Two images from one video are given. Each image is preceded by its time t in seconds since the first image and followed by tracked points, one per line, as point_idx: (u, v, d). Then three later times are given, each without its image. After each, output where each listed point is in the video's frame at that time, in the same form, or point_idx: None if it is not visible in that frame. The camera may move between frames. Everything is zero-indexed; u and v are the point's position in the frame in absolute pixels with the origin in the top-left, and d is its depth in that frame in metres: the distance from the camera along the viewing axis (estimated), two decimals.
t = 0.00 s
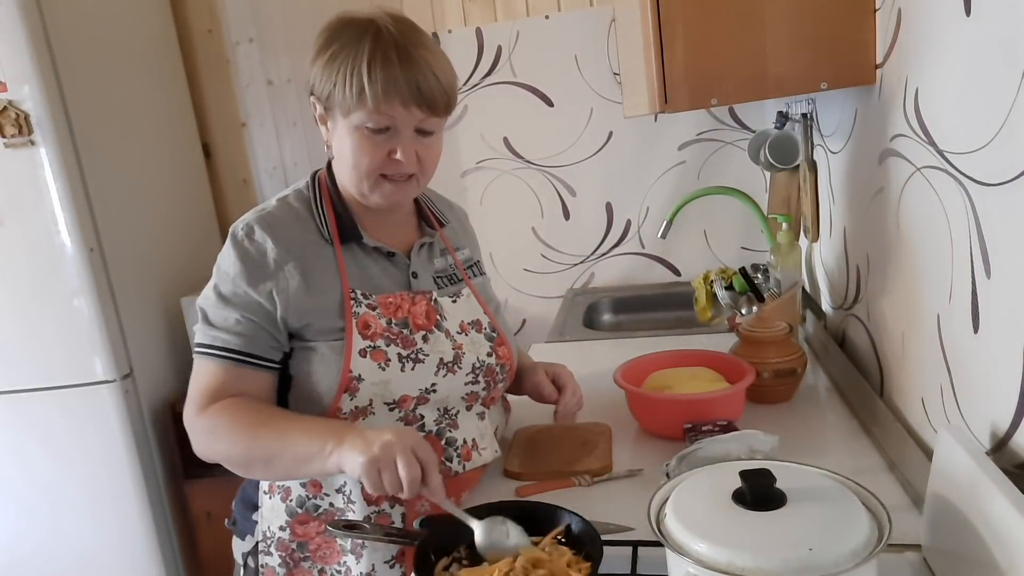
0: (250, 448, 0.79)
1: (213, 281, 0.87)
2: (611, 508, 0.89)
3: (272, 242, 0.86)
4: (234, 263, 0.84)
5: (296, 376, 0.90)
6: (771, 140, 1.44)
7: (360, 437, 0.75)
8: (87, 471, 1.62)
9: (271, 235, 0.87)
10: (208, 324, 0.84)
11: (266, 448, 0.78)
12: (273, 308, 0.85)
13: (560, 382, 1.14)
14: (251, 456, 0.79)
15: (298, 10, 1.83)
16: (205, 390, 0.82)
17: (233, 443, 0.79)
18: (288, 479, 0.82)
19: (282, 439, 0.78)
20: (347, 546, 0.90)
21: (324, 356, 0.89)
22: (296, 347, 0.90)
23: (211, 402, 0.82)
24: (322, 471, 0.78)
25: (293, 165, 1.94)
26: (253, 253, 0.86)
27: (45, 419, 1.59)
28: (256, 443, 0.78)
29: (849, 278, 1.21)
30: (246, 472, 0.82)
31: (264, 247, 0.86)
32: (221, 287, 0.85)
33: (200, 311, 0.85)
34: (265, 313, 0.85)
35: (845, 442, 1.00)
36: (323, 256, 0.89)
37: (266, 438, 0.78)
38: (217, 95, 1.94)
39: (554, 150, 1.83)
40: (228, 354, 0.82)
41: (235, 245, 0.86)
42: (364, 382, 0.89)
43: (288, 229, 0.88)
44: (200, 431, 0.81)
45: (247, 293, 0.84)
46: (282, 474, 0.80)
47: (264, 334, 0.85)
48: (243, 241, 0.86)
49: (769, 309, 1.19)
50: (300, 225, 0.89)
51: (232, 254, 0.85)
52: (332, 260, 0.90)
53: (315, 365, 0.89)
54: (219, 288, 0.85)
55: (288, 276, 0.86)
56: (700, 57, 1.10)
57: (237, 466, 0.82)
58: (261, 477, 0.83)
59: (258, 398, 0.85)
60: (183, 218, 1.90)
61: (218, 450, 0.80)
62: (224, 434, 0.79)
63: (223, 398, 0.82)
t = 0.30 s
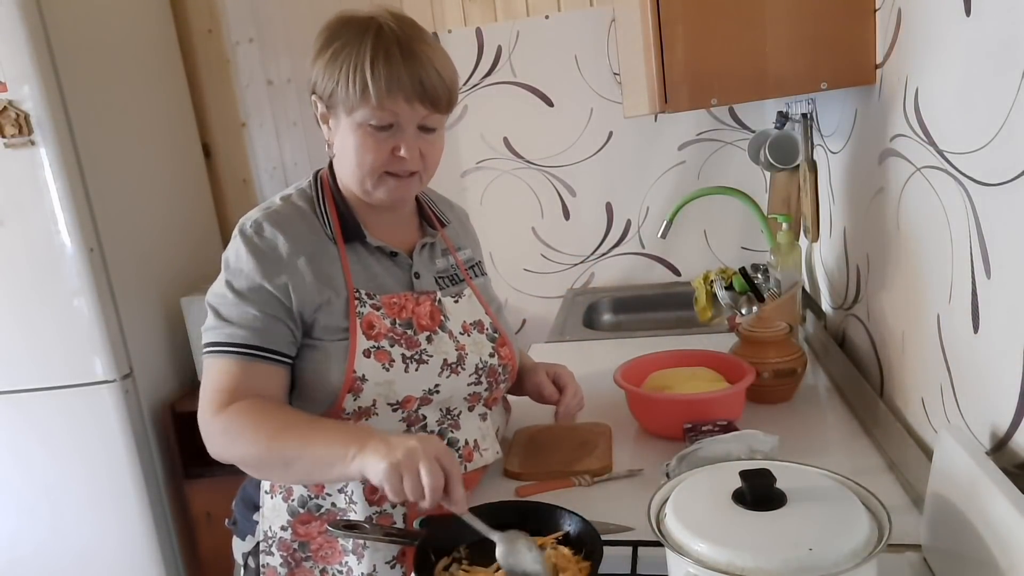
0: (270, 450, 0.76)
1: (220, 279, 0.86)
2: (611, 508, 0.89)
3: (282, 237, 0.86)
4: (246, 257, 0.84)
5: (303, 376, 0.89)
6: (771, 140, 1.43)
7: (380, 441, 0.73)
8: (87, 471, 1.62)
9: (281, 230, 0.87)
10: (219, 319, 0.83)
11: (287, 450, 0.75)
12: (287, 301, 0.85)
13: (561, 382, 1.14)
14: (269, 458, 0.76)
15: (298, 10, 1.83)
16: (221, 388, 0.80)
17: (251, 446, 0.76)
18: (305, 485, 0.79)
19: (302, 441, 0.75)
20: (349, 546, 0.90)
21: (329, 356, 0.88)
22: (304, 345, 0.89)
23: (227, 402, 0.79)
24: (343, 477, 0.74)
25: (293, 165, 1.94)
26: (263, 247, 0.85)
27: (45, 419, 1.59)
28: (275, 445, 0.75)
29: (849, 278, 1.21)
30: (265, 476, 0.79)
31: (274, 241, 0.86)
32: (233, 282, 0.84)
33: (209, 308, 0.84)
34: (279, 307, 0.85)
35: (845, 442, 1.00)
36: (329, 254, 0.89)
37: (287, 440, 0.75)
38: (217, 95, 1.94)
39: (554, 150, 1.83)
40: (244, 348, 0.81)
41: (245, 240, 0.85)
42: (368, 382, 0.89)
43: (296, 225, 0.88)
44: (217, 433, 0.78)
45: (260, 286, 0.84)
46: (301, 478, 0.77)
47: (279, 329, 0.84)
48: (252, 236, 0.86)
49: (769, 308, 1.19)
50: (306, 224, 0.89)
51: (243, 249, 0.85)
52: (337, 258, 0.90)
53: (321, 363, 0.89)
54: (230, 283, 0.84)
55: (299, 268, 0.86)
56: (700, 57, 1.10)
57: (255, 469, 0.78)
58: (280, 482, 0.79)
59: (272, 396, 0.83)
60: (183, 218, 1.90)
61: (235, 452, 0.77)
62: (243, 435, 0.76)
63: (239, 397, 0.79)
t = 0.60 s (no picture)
0: (272, 455, 0.75)
1: (222, 278, 0.85)
2: (610, 508, 0.89)
3: (284, 237, 0.86)
4: (249, 256, 0.84)
5: (307, 377, 0.89)
6: (771, 140, 1.43)
7: (382, 451, 0.71)
8: (87, 471, 1.62)
9: (282, 229, 0.87)
10: (223, 320, 0.82)
11: (289, 455, 0.74)
12: (291, 300, 0.84)
13: (561, 384, 1.14)
14: (273, 462, 0.76)
15: (298, 10, 1.83)
16: (224, 390, 0.79)
17: (253, 449, 0.75)
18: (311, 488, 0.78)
19: (307, 445, 0.74)
20: (348, 546, 0.90)
21: (331, 355, 0.88)
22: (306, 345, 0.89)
23: (230, 405, 0.78)
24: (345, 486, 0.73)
25: (293, 165, 1.94)
26: (265, 247, 0.85)
27: (45, 419, 1.59)
28: (280, 449, 0.75)
29: (849, 278, 1.21)
30: (269, 478, 0.78)
31: (275, 241, 0.86)
32: (235, 282, 0.83)
33: (211, 309, 0.83)
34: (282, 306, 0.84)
35: (845, 442, 1.00)
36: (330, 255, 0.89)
37: (290, 447, 0.74)
38: (217, 95, 1.94)
39: (554, 151, 1.83)
40: (249, 348, 0.80)
41: (246, 239, 0.85)
42: (368, 382, 0.89)
43: (298, 224, 0.88)
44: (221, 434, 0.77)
45: (264, 286, 0.83)
46: (305, 484, 0.76)
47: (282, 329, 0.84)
48: (254, 236, 0.86)
49: (770, 308, 1.19)
50: (307, 223, 0.89)
51: (246, 249, 0.84)
52: (338, 259, 0.90)
53: (326, 362, 0.88)
54: (233, 284, 0.83)
55: (302, 267, 0.86)
56: (700, 57, 1.10)
57: (263, 471, 0.78)
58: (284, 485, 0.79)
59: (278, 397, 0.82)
60: (183, 218, 1.90)
61: (240, 454, 0.77)
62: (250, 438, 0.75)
63: (243, 400, 0.79)
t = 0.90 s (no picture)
0: (251, 447, 0.78)
1: (214, 278, 0.86)
2: (610, 508, 0.89)
3: (277, 240, 0.86)
4: (239, 260, 0.84)
5: (299, 376, 0.90)
6: (771, 140, 1.43)
7: (360, 435, 0.76)
8: (87, 470, 1.62)
9: (277, 231, 0.87)
10: (209, 321, 0.83)
11: (269, 445, 0.78)
12: (279, 305, 0.85)
13: (563, 382, 1.14)
14: (251, 455, 0.79)
15: (298, 10, 1.83)
16: (204, 388, 0.81)
17: (232, 442, 0.78)
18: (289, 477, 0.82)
19: (286, 435, 0.78)
20: (349, 545, 0.90)
21: (327, 355, 0.89)
22: (299, 344, 0.89)
23: (209, 401, 0.81)
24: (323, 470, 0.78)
25: (293, 165, 1.94)
26: (257, 250, 0.85)
27: (45, 418, 1.59)
28: (259, 440, 0.78)
29: (850, 278, 1.21)
30: (246, 470, 0.81)
31: (269, 244, 0.86)
32: (224, 284, 0.84)
33: (200, 308, 0.85)
34: (270, 310, 0.84)
35: (845, 442, 1.00)
36: (328, 254, 0.89)
37: (268, 436, 0.78)
38: (217, 95, 1.94)
39: (555, 151, 1.83)
40: (231, 352, 0.82)
41: (240, 242, 0.85)
42: (369, 381, 0.89)
43: (293, 226, 0.88)
44: (199, 430, 0.80)
45: (251, 290, 0.84)
46: (283, 472, 0.80)
47: (270, 332, 0.84)
48: (248, 238, 0.86)
49: (770, 308, 1.19)
50: (305, 224, 0.89)
51: (237, 252, 0.84)
52: (338, 256, 0.90)
53: (318, 364, 0.89)
54: (222, 286, 0.84)
55: (292, 273, 0.86)
56: (699, 57, 1.10)
57: (240, 465, 0.81)
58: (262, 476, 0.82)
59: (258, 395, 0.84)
60: (183, 218, 1.90)
61: (218, 447, 0.79)
62: (224, 433, 0.78)
63: (222, 395, 0.81)
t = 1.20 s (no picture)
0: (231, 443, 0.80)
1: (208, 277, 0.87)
2: (610, 508, 0.89)
3: (271, 242, 0.86)
4: (232, 262, 0.84)
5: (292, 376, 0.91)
6: (771, 140, 1.43)
7: (334, 430, 0.76)
8: (88, 470, 1.62)
9: (271, 234, 0.87)
10: (200, 321, 0.84)
11: (250, 440, 0.79)
12: (269, 309, 0.85)
13: (561, 384, 1.14)
14: (233, 450, 0.80)
15: (298, 10, 1.83)
16: (192, 385, 0.83)
17: (213, 438, 0.80)
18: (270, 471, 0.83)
19: (265, 432, 0.79)
20: (348, 546, 0.90)
21: (322, 356, 0.89)
22: (292, 345, 0.90)
23: (196, 397, 0.82)
24: (302, 467, 0.79)
25: (293, 165, 1.94)
26: (250, 252, 0.85)
27: (45, 418, 1.59)
28: (238, 436, 0.79)
29: (849, 278, 1.21)
30: (230, 465, 0.83)
31: (262, 246, 0.86)
32: (216, 285, 0.84)
33: (193, 307, 0.86)
34: (259, 314, 0.85)
35: (845, 442, 1.00)
36: (325, 257, 0.89)
37: (246, 434, 0.79)
38: (217, 95, 1.94)
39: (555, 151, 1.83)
40: (220, 353, 0.83)
41: (234, 244, 0.85)
42: (365, 382, 0.89)
43: (288, 227, 0.88)
44: (185, 425, 0.81)
45: (242, 292, 0.84)
46: (262, 467, 0.81)
47: (260, 335, 0.85)
48: (242, 239, 0.86)
49: (769, 309, 1.19)
50: (301, 227, 0.89)
51: (230, 253, 0.85)
52: (334, 258, 0.90)
53: (311, 366, 0.89)
54: (214, 286, 0.85)
55: (284, 277, 0.86)
56: (699, 57, 1.10)
57: (222, 460, 0.82)
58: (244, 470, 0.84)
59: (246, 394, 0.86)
60: (183, 218, 1.90)
61: (201, 441, 0.81)
62: (206, 429, 0.80)
63: (209, 391, 0.83)
